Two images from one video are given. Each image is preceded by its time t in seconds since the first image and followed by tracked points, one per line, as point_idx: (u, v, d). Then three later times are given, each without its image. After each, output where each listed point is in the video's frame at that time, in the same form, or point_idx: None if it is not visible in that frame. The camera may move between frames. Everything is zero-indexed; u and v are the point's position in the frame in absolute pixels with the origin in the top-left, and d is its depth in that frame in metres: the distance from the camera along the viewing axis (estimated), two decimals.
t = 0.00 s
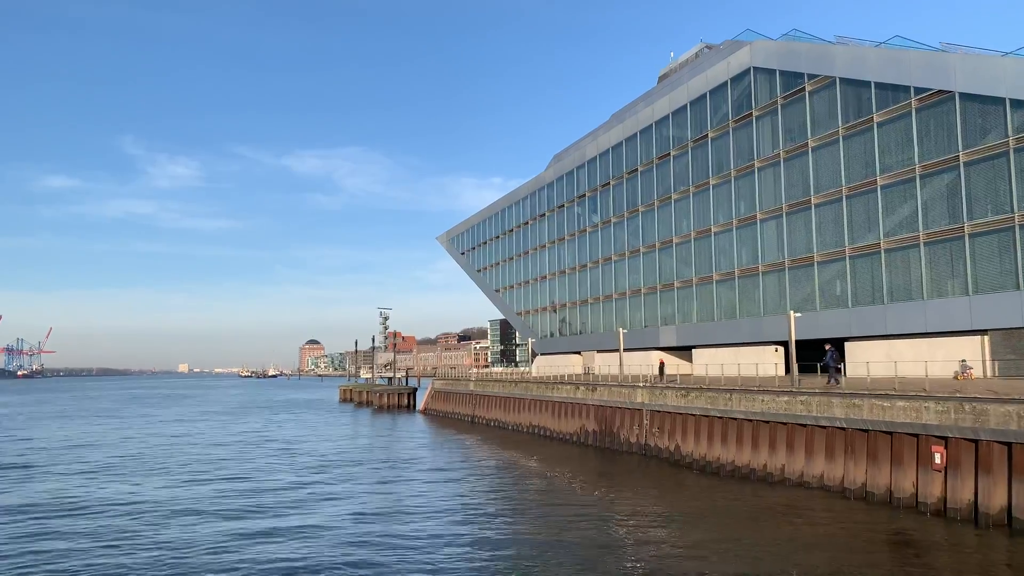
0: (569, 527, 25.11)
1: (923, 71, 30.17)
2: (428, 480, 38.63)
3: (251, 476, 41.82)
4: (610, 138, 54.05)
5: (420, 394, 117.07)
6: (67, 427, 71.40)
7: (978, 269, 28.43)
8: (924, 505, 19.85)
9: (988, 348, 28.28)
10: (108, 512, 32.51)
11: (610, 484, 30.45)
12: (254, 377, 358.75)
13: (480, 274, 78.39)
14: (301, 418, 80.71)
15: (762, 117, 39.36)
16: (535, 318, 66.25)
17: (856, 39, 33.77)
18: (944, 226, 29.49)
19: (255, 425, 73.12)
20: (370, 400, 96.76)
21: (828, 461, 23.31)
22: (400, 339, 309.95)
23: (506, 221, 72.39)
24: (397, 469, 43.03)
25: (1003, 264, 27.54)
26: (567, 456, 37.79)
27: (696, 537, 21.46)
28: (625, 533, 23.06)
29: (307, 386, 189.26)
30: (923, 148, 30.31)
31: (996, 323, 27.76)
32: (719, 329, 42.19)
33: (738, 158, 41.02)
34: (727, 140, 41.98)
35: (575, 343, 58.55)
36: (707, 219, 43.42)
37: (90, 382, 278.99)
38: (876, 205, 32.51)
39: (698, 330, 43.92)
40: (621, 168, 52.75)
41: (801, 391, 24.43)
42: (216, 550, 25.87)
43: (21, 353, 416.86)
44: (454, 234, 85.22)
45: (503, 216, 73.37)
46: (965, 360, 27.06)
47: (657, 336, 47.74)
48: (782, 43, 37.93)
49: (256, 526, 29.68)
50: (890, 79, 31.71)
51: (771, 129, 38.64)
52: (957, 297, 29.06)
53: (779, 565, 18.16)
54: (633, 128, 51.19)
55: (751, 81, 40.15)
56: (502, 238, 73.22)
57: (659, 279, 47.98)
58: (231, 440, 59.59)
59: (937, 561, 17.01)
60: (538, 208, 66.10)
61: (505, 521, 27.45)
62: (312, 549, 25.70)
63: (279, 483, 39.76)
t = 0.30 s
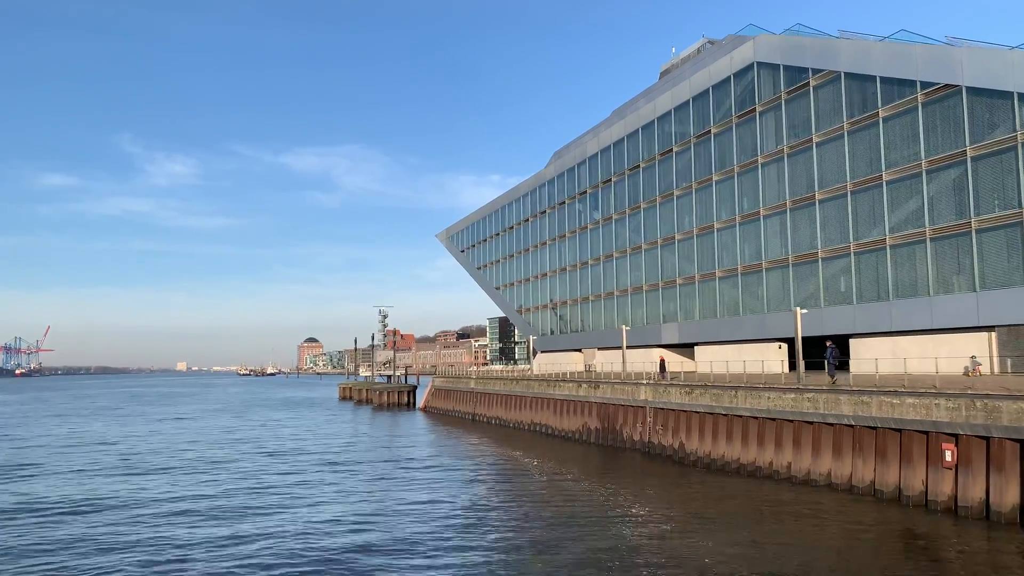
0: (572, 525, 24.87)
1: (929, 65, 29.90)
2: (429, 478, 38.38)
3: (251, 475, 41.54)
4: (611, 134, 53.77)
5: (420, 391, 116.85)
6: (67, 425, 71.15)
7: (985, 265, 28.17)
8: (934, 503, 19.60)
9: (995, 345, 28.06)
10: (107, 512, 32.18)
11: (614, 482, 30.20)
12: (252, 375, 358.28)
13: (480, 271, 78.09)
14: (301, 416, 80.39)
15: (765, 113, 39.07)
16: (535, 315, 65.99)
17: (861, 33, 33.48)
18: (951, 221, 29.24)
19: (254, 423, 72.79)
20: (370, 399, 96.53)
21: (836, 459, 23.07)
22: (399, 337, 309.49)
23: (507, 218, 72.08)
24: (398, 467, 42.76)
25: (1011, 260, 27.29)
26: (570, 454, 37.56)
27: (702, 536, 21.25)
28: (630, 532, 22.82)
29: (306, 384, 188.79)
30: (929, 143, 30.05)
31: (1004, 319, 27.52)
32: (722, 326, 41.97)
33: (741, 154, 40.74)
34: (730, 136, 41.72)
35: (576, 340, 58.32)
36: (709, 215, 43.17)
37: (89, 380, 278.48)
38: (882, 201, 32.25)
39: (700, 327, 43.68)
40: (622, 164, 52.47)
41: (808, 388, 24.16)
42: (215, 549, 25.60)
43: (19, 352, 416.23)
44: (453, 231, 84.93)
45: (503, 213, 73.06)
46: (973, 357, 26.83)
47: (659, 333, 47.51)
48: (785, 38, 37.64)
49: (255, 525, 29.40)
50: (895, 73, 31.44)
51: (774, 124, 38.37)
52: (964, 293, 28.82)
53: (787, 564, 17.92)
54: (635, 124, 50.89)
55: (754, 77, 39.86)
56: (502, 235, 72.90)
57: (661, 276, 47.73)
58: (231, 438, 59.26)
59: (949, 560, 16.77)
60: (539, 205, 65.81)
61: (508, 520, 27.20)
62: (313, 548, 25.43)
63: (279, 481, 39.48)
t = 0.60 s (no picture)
0: (575, 524, 24.66)
1: (934, 61, 29.71)
2: (429, 476, 38.14)
3: (249, 472, 41.25)
4: (612, 131, 53.54)
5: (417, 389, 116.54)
6: (64, 422, 70.71)
7: (990, 262, 27.99)
8: (942, 503, 19.42)
9: (1000, 342, 27.91)
10: (106, 509, 31.87)
11: (616, 480, 29.99)
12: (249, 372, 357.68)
13: (479, 268, 77.83)
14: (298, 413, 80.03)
15: (767, 109, 38.86)
16: (534, 312, 65.77)
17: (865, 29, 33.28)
18: (955, 218, 29.06)
19: (252, 420, 72.49)
20: (367, 396, 96.26)
21: (841, 458, 22.87)
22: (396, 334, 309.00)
23: (506, 215, 71.80)
24: (397, 465, 42.53)
25: (1016, 257, 27.11)
26: (570, 452, 37.36)
27: (706, 535, 21.05)
28: (634, 531, 22.62)
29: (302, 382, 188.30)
30: (934, 140, 29.85)
31: (1009, 317, 27.36)
32: (723, 324, 41.79)
33: (743, 151, 40.54)
34: (732, 132, 41.51)
35: (575, 338, 58.14)
36: (710, 213, 42.96)
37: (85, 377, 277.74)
38: (885, 198, 32.06)
39: (701, 325, 43.52)
40: (622, 161, 52.24)
41: (813, 386, 23.98)
42: (213, 547, 25.36)
43: (14, 348, 414.68)
44: (451, 229, 84.69)
45: (502, 210, 72.79)
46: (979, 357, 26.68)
47: (659, 331, 47.34)
48: (788, 34, 37.43)
49: (254, 522, 29.15)
50: (899, 69, 31.25)
51: (777, 121, 38.16)
52: (968, 291, 28.66)
53: (794, 564, 17.72)
54: (635, 121, 50.67)
55: (756, 73, 39.63)
56: (501, 232, 72.63)
57: (661, 273, 47.54)
58: (228, 435, 58.93)
59: (959, 560, 16.59)
60: (538, 202, 65.55)
61: (509, 518, 26.99)
62: (313, 546, 25.19)
63: (277, 479, 39.21)
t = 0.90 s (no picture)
0: (577, 526, 24.34)
1: (941, 61, 29.44)
2: (427, 477, 37.80)
3: (245, 472, 40.83)
4: (612, 130, 53.21)
5: (415, 388, 116.13)
6: (59, 420, 70.19)
7: (997, 264, 27.73)
8: (951, 507, 19.13)
9: (1006, 345, 27.68)
10: (101, 508, 31.48)
11: (618, 482, 29.69)
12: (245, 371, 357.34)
13: (478, 267, 77.49)
14: (295, 412, 79.54)
15: (770, 109, 38.58)
16: (533, 312, 65.46)
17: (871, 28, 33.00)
18: (961, 220, 28.82)
19: (248, 419, 72.00)
20: (364, 395, 95.81)
21: (847, 461, 22.58)
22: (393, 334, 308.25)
23: (505, 214, 71.47)
24: (395, 466, 42.15)
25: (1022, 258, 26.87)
26: (570, 453, 37.07)
27: (711, 538, 20.74)
28: (636, 534, 22.30)
29: (298, 381, 187.76)
30: (940, 140, 29.59)
31: (1015, 319, 27.13)
32: (725, 325, 41.51)
33: (746, 151, 40.26)
34: (734, 132, 41.23)
35: (574, 338, 57.87)
36: (712, 212, 42.67)
37: (80, 375, 276.60)
38: (890, 199, 31.80)
39: (702, 326, 43.26)
40: (623, 160, 51.95)
41: (819, 389, 23.68)
42: (208, 546, 24.98)
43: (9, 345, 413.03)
44: (450, 227, 84.37)
45: (501, 209, 72.44)
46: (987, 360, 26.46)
47: (659, 332, 47.08)
48: (792, 33, 37.15)
49: (250, 522, 28.78)
50: (905, 69, 30.96)
51: (780, 120, 37.89)
52: (974, 293, 28.42)
53: (801, 568, 17.42)
54: (636, 120, 50.39)
55: (759, 72, 39.34)
56: (500, 231, 72.31)
57: (662, 273, 47.28)
58: (224, 434, 58.45)
59: (970, 566, 16.29)
60: (538, 201, 65.20)
61: (509, 520, 26.65)
62: (310, 547, 24.83)
63: (274, 478, 38.79)
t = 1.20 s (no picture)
0: (577, 530, 24.02)
1: (947, 65, 29.23)
2: (424, 479, 37.43)
3: (240, 472, 40.41)
4: (613, 132, 52.96)
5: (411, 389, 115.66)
6: (52, 417, 69.58)
7: (1003, 270, 27.53)
8: (959, 516, 18.87)
9: (1011, 351, 27.48)
10: (93, 506, 31.02)
11: (618, 486, 29.37)
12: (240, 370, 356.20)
13: (475, 269, 77.16)
14: (290, 412, 79.00)
15: (773, 112, 38.37)
16: (531, 314, 65.16)
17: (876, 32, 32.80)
18: (966, 225, 28.61)
19: (242, 418, 71.44)
20: (360, 396, 95.33)
21: (852, 467, 22.31)
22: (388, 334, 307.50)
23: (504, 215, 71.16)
24: (392, 467, 41.76)
25: None
26: (569, 457, 36.76)
27: (713, 544, 20.46)
28: (637, 539, 22.00)
29: (293, 381, 186.98)
30: (945, 145, 29.39)
31: (1020, 326, 26.91)
32: (725, 329, 41.28)
33: (748, 154, 40.04)
34: (736, 135, 41.01)
35: (573, 341, 57.59)
36: (713, 215, 42.44)
37: (73, 372, 275.44)
38: (894, 203, 31.58)
39: (702, 329, 43.00)
40: (624, 162, 51.70)
41: (824, 394, 23.41)
42: (202, 547, 24.60)
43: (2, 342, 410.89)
44: (448, 228, 84.00)
45: (500, 210, 72.16)
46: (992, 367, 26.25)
47: (659, 335, 46.83)
48: (796, 36, 36.94)
49: (245, 523, 28.39)
50: (910, 73, 30.76)
51: (783, 123, 37.67)
52: (979, 299, 28.22)
53: None
54: (637, 122, 50.15)
55: (762, 75, 39.12)
56: (498, 232, 71.98)
57: (661, 276, 47.03)
58: (218, 434, 57.93)
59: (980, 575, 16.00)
60: (537, 202, 64.92)
61: (508, 523, 26.31)
62: (305, 548, 24.46)
63: (268, 479, 38.36)
